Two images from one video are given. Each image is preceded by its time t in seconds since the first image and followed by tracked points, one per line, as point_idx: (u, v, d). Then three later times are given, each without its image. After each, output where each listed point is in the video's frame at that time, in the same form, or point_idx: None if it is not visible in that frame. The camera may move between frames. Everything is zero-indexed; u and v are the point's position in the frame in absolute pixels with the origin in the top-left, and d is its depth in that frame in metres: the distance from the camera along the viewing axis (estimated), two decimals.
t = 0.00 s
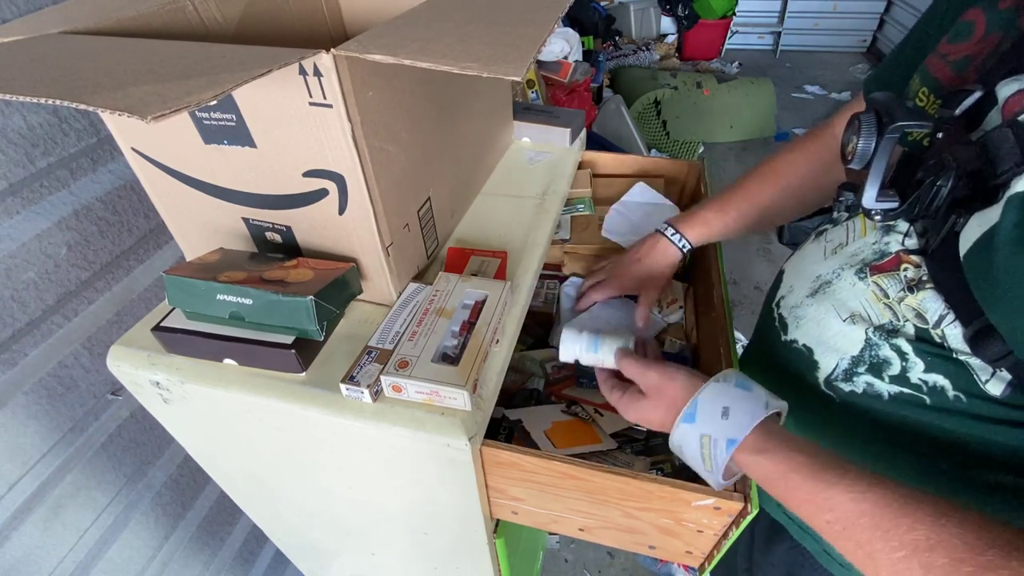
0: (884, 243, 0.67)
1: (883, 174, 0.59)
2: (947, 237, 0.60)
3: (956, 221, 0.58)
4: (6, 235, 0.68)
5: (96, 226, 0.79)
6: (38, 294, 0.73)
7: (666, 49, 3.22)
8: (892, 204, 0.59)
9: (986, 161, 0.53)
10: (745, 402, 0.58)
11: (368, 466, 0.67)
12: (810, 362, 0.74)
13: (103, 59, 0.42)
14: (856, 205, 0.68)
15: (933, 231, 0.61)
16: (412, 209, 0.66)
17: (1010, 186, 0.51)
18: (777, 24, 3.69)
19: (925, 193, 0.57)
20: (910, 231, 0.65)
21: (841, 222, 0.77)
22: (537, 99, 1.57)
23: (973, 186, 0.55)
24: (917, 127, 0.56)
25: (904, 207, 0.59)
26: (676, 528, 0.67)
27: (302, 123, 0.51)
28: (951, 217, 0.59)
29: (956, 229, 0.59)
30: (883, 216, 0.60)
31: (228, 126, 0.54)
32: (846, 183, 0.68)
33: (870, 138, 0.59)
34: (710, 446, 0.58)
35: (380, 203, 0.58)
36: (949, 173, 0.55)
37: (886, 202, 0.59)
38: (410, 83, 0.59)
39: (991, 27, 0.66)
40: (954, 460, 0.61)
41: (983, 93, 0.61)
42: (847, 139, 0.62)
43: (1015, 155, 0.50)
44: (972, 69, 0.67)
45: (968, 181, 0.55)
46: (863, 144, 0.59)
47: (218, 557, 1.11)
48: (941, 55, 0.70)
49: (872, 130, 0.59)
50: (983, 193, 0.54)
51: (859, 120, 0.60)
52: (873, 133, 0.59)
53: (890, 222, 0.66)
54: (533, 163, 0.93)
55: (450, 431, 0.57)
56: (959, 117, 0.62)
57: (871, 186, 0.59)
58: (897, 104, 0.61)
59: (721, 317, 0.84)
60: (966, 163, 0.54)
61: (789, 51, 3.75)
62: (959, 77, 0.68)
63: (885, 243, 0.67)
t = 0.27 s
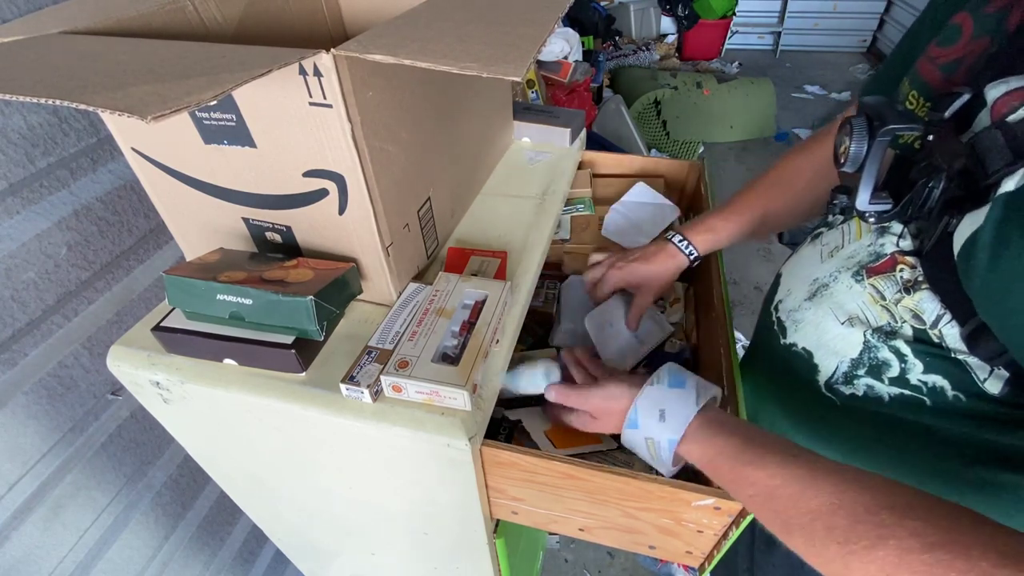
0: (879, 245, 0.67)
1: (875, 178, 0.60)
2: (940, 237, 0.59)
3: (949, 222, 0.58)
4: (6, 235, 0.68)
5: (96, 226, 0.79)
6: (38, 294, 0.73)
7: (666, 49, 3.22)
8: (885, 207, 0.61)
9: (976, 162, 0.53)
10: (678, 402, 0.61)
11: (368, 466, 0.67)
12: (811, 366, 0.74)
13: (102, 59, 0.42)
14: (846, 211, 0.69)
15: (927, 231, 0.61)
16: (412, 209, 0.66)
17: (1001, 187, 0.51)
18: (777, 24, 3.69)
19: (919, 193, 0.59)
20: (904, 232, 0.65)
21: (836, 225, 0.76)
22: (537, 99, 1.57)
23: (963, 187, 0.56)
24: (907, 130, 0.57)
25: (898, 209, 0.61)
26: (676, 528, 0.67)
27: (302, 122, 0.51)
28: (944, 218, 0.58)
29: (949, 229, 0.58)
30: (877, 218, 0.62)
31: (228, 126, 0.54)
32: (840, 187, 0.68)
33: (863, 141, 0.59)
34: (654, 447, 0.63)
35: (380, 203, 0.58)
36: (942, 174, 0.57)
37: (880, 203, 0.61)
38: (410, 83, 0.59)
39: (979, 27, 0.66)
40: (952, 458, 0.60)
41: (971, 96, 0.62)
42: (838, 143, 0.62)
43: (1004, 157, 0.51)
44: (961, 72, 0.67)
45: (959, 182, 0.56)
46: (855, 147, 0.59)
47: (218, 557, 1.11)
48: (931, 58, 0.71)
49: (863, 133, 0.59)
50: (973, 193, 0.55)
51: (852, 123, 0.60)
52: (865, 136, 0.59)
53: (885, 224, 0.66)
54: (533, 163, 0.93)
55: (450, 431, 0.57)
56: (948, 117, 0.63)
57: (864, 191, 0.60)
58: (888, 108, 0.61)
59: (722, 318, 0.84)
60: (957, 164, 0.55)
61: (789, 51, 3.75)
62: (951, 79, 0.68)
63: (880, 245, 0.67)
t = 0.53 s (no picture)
0: (874, 241, 0.69)
1: (862, 175, 0.61)
2: (933, 232, 0.60)
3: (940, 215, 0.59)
4: (6, 235, 0.68)
5: (96, 226, 0.79)
6: (38, 294, 0.73)
7: (666, 49, 3.22)
8: (874, 203, 0.62)
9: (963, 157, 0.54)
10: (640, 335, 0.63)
11: (368, 466, 0.67)
12: (811, 363, 0.77)
13: (101, 59, 0.42)
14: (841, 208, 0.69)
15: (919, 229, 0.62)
16: (412, 209, 0.66)
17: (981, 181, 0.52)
18: (777, 24, 3.69)
19: (908, 189, 0.60)
20: (898, 228, 0.67)
21: (833, 224, 0.80)
22: (537, 99, 1.57)
23: (954, 182, 0.57)
24: (890, 128, 0.57)
25: (887, 206, 0.62)
26: (676, 528, 0.67)
27: (302, 122, 0.51)
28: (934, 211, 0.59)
29: (940, 224, 0.59)
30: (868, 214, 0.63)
31: (228, 125, 0.54)
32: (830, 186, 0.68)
33: (847, 141, 0.60)
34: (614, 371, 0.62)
35: (380, 203, 0.58)
36: (931, 171, 0.58)
37: (869, 201, 0.62)
38: (410, 83, 0.59)
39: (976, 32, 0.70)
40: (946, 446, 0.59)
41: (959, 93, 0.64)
42: (825, 143, 0.63)
43: (987, 151, 0.52)
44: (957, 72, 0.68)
45: (947, 179, 0.58)
46: (841, 147, 0.60)
47: (218, 557, 1.11)
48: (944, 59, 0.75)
49: (848, 132, 0.60)
50: (964, 187, 0.55)
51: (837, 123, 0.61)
52: (850, 136, 0.60)
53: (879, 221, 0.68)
54: (533, 163, 0.93)
55: (450, 431, 0.57)
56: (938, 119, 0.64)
57: (852, 188, 0.61)
58: (871, 107, 0.62)
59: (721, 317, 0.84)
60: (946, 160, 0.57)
61: (789, 51, 3.75)
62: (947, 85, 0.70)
63: (875, 240, 0.69)
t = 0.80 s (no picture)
0: (868, 232, 0.70)
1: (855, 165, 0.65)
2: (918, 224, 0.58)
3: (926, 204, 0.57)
4: (6, 235, 0.68)
5: (96, 226, 0.79)
6: (38, 294, 0.73)
7: (666, 49, 3.22)
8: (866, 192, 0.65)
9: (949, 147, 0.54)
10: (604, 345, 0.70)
11: (368, 466, 0.67)
12: (802, 348, 0.76)
13: (101, 59, 0.42)
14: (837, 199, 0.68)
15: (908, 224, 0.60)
16: (412, 209, 0.66)
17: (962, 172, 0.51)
18: (777, 24, 3.69)
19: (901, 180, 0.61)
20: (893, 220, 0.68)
21: (836, 218, 0.80)
22: (537, 99, 1.57)
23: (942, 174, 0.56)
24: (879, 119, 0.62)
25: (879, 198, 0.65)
26: (676, 528, 0.67)
27: (301, 122, 0.51)
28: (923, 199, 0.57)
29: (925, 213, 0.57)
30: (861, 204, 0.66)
31: (228, 125, 0.54)
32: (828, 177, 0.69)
33: (840, 133, 0.65)
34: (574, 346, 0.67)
35: (380, 203, 0.58)
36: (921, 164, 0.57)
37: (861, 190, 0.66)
38: (410, 83, 0.59)
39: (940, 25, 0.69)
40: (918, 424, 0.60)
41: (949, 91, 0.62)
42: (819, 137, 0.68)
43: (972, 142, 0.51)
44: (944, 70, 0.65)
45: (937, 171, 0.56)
46: (833, 139, 0.65)
47: (218, 557, 1.11)
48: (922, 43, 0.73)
49: (839, 126, 0.65)
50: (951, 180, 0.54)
51: (829, 119, 0.66)
52: (841, 129, 0.65)
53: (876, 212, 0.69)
54: (533, 163, 0.93)
55: (450, 431, 0.57)
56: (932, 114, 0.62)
57: (845, 175, 0.65)
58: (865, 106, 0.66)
59: (721, 317, 0.84)
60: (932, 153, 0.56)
61: (789, 51, 3.75)
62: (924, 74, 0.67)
63: (869, 232, 0.70)
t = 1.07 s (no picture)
0: (854, 226, 0.70)
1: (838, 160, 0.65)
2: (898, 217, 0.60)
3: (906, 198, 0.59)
4: (6, 235, 0.68)
5: (96, 226, 0.79)
6: (38, 294, 0.73)
7: (666, 49, 3.22)
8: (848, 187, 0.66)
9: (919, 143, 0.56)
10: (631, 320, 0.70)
11: (368, 466, 0.67)
12: (789, 340, 0.78)
13: (101, 59, 0.42)
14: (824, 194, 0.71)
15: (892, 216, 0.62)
16: (412, 209, 0.66)
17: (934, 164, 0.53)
18: (777, 24, 3.69)
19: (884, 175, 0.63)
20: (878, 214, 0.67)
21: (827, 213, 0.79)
22: (537, 99, 1.57)
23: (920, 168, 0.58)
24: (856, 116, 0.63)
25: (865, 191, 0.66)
26: (676, 528, 0.67)
27: (301, 122, 0.51)
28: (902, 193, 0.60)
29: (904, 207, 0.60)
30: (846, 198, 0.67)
31: (228, 125, 0.54)
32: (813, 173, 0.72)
33: (822, 130, 0.65)
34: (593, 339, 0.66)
35: (380, 204, 0.58)
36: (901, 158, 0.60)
37: (843, 185, 0.66)
38: (410, 83, 0.59)
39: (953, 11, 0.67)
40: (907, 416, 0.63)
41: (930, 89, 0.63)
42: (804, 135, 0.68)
43: (938, 136, 0.54)
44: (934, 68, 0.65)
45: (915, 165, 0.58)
46: (816, 136, 0.65)
47: (218, 557, 1.11)
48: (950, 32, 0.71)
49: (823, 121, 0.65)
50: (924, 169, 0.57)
51: (812, 114, 0.66)
52: (824, 125, 0.65)
53: (861, 205, 0.69)
54: (533, 163, 0.93)
55: (450, 431, 0.57)
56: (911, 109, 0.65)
57: (829, 170, 0.65)
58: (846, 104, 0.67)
59: (722, 317, 0.84)
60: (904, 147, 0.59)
61: (789, 51, 3.75)
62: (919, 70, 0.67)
63: (854, 226, 0.70)
